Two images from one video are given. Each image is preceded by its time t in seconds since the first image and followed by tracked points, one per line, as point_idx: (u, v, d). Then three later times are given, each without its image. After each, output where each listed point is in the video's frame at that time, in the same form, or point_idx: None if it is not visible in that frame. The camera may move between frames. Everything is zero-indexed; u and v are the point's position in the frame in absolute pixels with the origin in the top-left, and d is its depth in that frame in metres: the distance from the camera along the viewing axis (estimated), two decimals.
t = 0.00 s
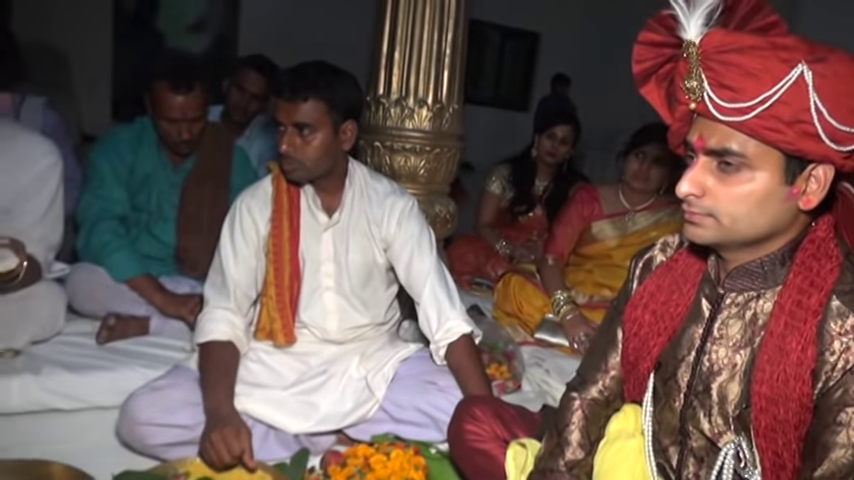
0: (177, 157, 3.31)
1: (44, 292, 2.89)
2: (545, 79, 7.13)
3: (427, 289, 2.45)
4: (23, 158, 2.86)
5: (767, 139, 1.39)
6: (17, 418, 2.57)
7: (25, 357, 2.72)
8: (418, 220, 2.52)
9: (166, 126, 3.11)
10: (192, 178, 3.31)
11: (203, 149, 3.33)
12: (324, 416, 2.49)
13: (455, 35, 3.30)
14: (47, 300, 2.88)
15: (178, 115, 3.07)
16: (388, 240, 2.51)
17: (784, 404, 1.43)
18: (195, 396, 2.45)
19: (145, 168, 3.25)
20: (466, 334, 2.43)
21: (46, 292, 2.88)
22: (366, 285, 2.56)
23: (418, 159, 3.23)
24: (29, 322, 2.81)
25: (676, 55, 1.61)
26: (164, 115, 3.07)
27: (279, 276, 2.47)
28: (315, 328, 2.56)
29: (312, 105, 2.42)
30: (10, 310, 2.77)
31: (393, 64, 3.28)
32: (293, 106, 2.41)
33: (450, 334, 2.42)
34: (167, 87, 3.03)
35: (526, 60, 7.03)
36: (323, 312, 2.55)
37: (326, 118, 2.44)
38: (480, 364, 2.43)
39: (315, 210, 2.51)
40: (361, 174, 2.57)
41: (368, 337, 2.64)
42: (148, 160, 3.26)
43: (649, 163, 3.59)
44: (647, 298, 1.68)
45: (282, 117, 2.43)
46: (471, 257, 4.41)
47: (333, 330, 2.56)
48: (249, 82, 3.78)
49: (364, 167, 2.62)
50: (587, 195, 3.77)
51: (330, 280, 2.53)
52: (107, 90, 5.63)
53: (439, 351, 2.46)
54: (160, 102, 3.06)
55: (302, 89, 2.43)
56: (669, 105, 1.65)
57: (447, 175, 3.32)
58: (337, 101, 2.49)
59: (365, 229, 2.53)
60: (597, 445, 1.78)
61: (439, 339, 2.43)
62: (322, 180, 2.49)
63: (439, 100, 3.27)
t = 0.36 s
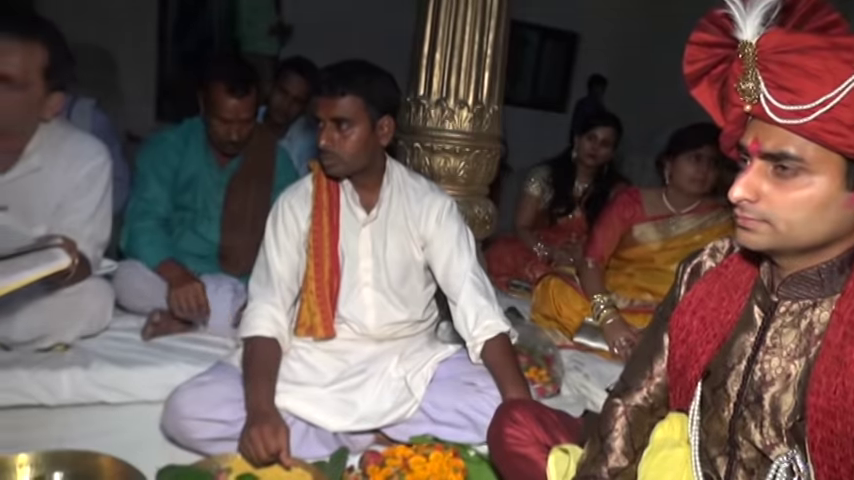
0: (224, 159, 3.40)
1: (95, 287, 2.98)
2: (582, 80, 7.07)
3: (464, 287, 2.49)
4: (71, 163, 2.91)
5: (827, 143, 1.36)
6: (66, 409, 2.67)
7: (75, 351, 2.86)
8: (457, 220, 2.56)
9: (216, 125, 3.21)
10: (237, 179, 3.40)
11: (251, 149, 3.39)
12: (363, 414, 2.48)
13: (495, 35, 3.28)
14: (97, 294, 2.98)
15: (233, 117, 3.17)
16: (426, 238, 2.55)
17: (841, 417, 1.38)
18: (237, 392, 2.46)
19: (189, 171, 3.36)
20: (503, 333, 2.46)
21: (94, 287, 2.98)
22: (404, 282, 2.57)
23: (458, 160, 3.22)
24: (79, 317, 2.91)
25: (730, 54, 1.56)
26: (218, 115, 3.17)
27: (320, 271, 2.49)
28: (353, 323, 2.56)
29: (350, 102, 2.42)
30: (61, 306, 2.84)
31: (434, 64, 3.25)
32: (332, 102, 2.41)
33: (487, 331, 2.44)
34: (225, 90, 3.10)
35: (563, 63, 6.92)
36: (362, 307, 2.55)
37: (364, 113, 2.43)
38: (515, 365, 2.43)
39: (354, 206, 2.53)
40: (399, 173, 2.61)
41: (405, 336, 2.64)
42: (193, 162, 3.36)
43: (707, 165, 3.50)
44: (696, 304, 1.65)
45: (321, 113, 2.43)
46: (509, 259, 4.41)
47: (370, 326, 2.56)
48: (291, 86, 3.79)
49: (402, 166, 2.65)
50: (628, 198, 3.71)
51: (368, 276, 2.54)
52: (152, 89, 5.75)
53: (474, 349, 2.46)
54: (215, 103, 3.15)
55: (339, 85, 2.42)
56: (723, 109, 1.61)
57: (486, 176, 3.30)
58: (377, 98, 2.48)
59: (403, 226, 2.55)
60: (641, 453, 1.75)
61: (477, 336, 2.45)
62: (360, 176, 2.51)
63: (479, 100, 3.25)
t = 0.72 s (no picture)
0: (271, 162, 3.41)
1: (141, 289, 2.99)
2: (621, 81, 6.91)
3: (505, 290, 2.49)
4: (123, 163, 2.96)
5: None
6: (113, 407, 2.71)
7: (122, 349, 2.89)
8: (499, 222, 2.54)
9: (270, 128, 3.22)
10: (284, 182, 3.43)
11: (298, 155, 3.44)
12: (403, 417, 2.45)
13: (536, 37, 3.24)
14: (143, 296, 2.99)
15: (286, 120, 3.18)
16: (467, 239, 2.51)
17: None
18: (279, 392, 2.46)
19: (239, 169, 3.38)
20: (544, 336, 2.46)
21: (141, 289, 2.98)
22: (445, 283, 2.54)
23: (497, 162, 3.18)
24: (126, 317, 2.93)
25: (786, 55, 1.51)
26: (271, 118, 3.19)
27: (361, 271, 2.48)
28: (394, 323, 2.55)
29: (395, 101, 2.41)
30: (108, 306, 2.88)
31: (474, 67, 3.24)
32: (377, 102, 2.41)
33: (527, 335, 2.44)
34: (282, 94, 3.14)
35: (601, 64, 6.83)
36: (403, 308, 2.53)
37: (408, 113, 2.42)
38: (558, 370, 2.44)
39: (396, 207, 2.52)
40: (440, 174, 2.59)
41: (445, 339, 2.61)
42: (244, 162, 3.38)
43: (753, 166, 3.41)
44: (748, 312, 1.61)
45: (366, 113, 2.42)
46: (548, 262, 4.33)
47: (411, 327, 2.55)
48: (333, 92, 3.79)
49: (443, 167, 2.63)
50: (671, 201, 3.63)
51: (410, 276, 2.52)
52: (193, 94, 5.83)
53: (515, 352, 2.47)
54: (270, 106, 3.18)
55: (385, 84, 2.42)
56: (778, 110, 1.56)
57: (526, 178, 3.25)
58: (422, 98, 2.47)
59: (445, 226, 2.52)
60: (689, 464, 1.70)
61: (516, 338, 2.45)
62: (402, 176, 2.50)
63: (519, 103, 3.22)
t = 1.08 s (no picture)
0: (317, 164, 3.41)
1: (188, 288, 3.01)
2: (665, 84, 6.79)
3: (550, 296, 2.44)
4: (169, 165, 2.98)
5: None
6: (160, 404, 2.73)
7: (168, 346, 2.92)
8: (544, 228, 2.49)
9: (316, 129, 3.24)
10: (327, 185, 3.41)
11: (344, 159, 3.41)
12: (443, 423, 2.43)
13: (582, 39, 3.19)
14: (189, 295, 3.01)
15: (334, 123, 3.19)
16: (512, 245, 2.47)
17: None
18: (321, 394, 2.45)
19: (287, 169, 3.39)
20: (589, 345, 2.41)
21: (189, 289, 3.01)
22: (489, 288, 2.50)
23: (540, 167, 3.15)
24: (173, 316, 2.96)
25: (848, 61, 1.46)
26: (319, 120, 3.20)
27: (405, 273, 2.46)
28: (436, 328, 2.51)
29: (447, 104, 2.40)
30: (156, 305, 2.91)
31: (519, 70, 3.18)
32: (428, 104, 2.39)
33: (571, 343, 2.40)
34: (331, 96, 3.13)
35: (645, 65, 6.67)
36: (445, 313, 2.49)
37: (460, 116, 2.42)
38: (602, 381, 2.38)
39: (440, 211, 2.49)
40: (486, 178, 2.56)
41: (486, 345, 2.57)
42: (291, 163, 3.39)
43: (803, 174, 3.31)
44: (809, 328, 1.53)
45: (417, 115, 2.41)
46: (590, 268, 4.23)
47: (453, 332, 2.51)
48: (374, 93, 3.74)
49: (489, 172, 2.60)
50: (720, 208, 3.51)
51: (453, 280, 2.48)
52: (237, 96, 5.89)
53: (558, 360, 2.43)
54: (318, 108, 3.19)
55: (437, 87, 2.41)
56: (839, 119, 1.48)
57: (570, 183, 3.20)
58: (471, 100, 2.46)
59: (489, 231, 2.48)
60: None
61: (561, 347, 2.41)
62: (448, 179, 2.48)
63: (564, 107, 3.17)
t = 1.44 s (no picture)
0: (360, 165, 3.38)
1: (233, 289, 3.01)
2: (713, 79, 6.60)
3: (597, 299, 2.38)
4: (216, 167, 2.99)
5: None
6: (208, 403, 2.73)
7: (216, 347, 2.93)
8: (590, 230, 2.43)
9: (359, 131, 3.24)
10: (369, 187, 3.39)
11: (387, 158, 3.37)
12: (488, 428, 2.37)
13: (630, 38, 3.11)
14: (235, 296, 3.01)
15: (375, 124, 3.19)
16: (557, 247, 2.41)
17: None
18: (366, 397, 2.42)
19: (329, 173, 3.36)
20: (637, 351, 2.34)
21: (234, 290, 3.01)
22: (534, 291, 2.45)
23: (586, 168, 3.07)
24: (220, 317, 2.97)
25: None
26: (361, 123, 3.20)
27: (448, 275, 2.41)
28: (479, 330, 2.45)
29: (494, 104, 2.35)
30: (204, 307, 2.92)
31: (564, 69, 3.11)
32: (475, 104, 2.34)
33: (617, 349, 2.34)
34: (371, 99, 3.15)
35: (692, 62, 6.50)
36: (488, 316, 2.44)
37: (506, 116, 2.37)
38: (651, 388, 2.31)
39: (484, 213, 2.44)
40: (530, 179, 2.50)
41: (531, 349, 2.52)
42: (334, 165, 3.36)
43: None
44: None
45: (464, 115, 2.36)
46: (637, 270, 4.16)
47: (497, 335, 2.45)
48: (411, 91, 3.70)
49: (533, 173, 2.55)
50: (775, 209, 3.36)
51: (497, 283, 2.42)
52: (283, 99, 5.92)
53: (606, 366, 2.36)
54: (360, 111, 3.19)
55: (485, 86, 2.36)
56: None
57: (617, 184, 3.13)
58: (518, 100, 2.41)
59: (534, 233, 2.43)
60: None
61: (608, 352, 2.35)
62: (492, 181, 2.43)
63: (611, 106, 3.10)
